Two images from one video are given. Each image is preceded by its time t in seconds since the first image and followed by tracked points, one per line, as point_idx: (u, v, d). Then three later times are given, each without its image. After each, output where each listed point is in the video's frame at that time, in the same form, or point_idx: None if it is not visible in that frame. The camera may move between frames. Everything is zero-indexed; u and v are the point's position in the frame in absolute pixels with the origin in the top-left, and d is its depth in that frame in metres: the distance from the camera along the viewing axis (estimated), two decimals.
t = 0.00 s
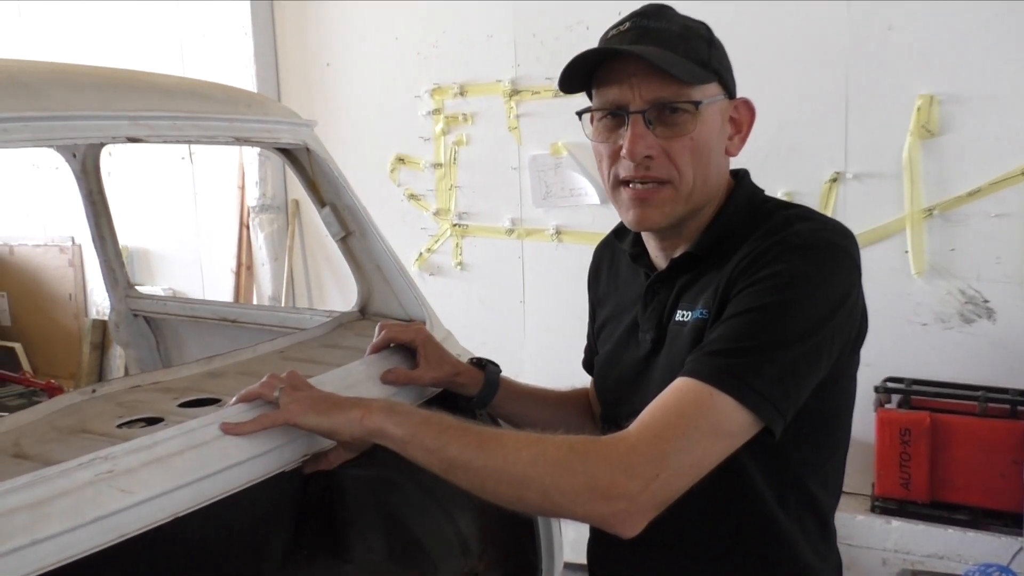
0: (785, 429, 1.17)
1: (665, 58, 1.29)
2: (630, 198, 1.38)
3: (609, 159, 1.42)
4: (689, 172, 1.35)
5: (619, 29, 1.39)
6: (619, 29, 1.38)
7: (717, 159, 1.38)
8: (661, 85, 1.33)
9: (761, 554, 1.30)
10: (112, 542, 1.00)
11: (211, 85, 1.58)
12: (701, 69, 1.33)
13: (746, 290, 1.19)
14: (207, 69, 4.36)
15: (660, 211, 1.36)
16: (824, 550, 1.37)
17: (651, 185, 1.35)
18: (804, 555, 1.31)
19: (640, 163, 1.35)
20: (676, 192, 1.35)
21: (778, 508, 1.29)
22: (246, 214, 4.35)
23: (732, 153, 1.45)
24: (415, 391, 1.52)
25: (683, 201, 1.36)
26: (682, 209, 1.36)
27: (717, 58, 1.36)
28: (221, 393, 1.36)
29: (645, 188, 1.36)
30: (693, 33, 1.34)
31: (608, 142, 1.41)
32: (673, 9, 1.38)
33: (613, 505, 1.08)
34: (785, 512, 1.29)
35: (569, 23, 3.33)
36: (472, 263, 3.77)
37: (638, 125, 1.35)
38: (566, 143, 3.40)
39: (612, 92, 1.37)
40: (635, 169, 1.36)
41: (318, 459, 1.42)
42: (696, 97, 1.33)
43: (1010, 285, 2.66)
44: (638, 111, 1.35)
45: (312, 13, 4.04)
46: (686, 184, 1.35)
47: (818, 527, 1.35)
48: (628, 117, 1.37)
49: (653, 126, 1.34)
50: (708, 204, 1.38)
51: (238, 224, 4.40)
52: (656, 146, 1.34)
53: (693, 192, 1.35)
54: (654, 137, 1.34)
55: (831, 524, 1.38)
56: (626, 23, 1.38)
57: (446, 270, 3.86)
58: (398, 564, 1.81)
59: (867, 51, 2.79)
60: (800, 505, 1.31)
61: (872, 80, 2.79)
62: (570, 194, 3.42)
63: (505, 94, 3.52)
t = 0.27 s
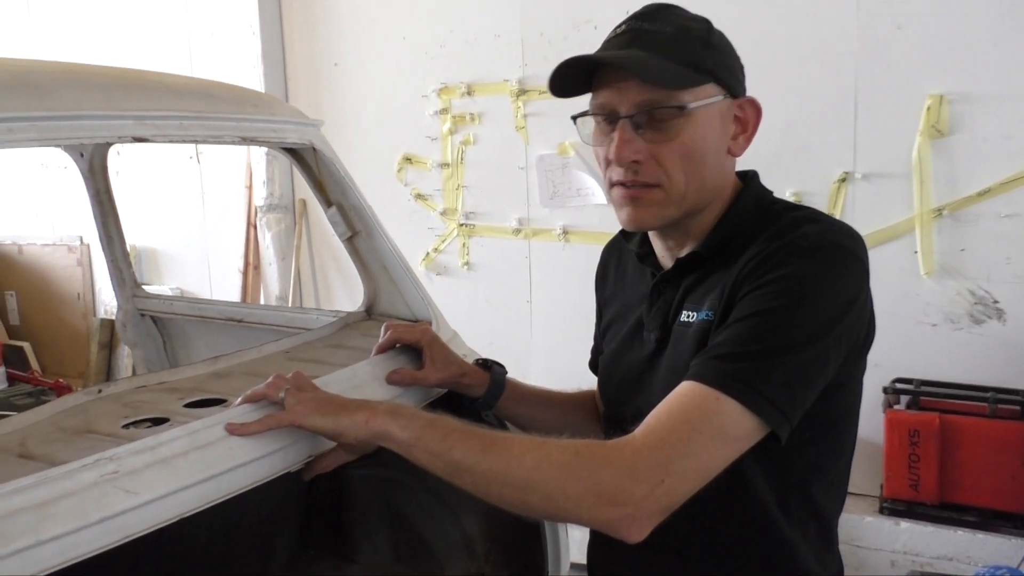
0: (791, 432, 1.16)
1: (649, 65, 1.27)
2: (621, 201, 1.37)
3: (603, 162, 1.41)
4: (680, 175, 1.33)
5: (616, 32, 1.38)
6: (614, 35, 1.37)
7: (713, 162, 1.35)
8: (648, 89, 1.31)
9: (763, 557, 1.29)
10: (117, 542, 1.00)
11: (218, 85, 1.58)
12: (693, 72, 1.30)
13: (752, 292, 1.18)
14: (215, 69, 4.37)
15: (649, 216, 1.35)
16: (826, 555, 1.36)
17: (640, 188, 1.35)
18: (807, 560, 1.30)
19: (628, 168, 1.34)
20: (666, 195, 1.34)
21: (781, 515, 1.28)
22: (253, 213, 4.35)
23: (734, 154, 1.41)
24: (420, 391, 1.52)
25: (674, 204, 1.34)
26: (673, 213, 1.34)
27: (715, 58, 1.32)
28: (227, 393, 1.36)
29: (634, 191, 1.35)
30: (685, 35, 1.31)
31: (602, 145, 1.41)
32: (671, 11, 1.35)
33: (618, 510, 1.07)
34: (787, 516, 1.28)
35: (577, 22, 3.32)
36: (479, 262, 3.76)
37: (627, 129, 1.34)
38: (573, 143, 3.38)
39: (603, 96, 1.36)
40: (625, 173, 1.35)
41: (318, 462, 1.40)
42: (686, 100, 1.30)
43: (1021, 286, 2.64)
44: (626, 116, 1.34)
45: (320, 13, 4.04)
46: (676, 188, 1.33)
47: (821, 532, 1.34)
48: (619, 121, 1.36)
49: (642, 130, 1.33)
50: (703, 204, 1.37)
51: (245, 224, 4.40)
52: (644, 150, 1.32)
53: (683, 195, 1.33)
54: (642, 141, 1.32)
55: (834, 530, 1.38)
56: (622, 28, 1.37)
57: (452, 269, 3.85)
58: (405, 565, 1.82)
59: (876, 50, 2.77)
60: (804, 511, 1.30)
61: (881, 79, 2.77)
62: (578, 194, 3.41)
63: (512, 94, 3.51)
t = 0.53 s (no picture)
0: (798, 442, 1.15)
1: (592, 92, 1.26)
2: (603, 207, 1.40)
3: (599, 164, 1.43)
4: (638, 194, 1.30)
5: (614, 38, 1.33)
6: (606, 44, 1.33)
7: (680, 180, 1.29)
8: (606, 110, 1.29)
9: (763, 563, 1.29)
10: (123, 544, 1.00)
11: (225, 84, 1.57)
12: (645, 95, 1.23)
13: (760, 300, 1.16)
14: (223, 68, 4.37)
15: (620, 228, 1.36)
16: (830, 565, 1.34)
17: (611, 198, 1.36)
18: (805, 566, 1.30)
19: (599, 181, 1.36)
20: (628, 210, 1.33)
21: (783, 526, 1.27)
22: (260, 213, 4.35)
23: (719, 170, 1.29)
24: (429, 386, 1.53)
25: (637, 219, 1.33)
26: (639, 229, 1.34)
27: (679, 78, 1.22)
28: (234, 393, 1.35)
29: (608, 201, 1.37)
30: (647, 56, 1.23)
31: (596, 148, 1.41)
32: (656, 21, 1.26)
33: (625, 524, 1.06)
34: (786, 524, 1.27)
35: (584, 21, 3.31)
36: (485, 262, 3.76)
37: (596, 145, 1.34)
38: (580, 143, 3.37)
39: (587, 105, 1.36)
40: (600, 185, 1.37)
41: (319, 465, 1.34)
42: (637, 124, 1.25)
43: None
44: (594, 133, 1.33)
45: (327, 13, 4.04)
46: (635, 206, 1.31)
47: (826, 541, 1.32)
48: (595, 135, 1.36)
49: (606, 148, 1.32)
50: (674, 217, 1.33)
51: (252, 223, 4.40)
52: (607, 164, 1.33)
53: (641, 214, 1.31)
54: (606, 158, 1.32)
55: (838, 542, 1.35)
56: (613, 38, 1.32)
57: (459, 269, 3.85)
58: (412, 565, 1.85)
59: (885, 49, 2.75)
60: (810, 522, 1.29)
61: (890, 78, 2.76)
62: (584, 193, 3.40)
63: (519, 93, 3.50)
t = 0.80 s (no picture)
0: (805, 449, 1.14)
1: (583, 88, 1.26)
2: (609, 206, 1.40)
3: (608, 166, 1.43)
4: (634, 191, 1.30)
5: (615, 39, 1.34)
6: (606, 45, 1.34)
7: (675, 176, 1.27)
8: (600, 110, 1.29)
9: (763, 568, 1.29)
10: (129, 542, 1.00)
11: (231, 81, 1.57)
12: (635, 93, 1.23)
13: (767, 308, 1.15)
14: (228, 67, 4.37)
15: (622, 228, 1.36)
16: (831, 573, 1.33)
17: (614, 196, 1.36)
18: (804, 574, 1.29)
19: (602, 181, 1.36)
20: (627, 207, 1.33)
21: (784, 529, 1.26)
22: (264, 211, 4.34)
23: (714, 164, 1.27)
24: (435, 381, 1.53)
25: (635, 216, 1.32)
26: (639, 228, 1.33)
27: (669, 73, 1.21)
28: (239, 392, 1.35)
29: (611, 199, 1.37)
30: (636, 52, 1.23)
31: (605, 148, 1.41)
32: (650, 20, 1.26)
33: (632, 536, 1.06)
34: (788, 529, 1.26)
35: (589, 20, 3.30)
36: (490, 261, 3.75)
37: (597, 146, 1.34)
38: (585, 141, 3.36)
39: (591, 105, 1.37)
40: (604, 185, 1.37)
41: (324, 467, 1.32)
42: (629, 120, 1.25)
43: None
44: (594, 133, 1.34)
45: (332, 11, 4.04)
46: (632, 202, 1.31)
47: (829, 548, 1.30)
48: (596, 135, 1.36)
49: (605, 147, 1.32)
50: (673, 215, 1.31)
51: (257, 221, 4.40)
52: (606, 162, 1.33)
53: (639, 210, 1.30)
54: (606, 157, 1.33)
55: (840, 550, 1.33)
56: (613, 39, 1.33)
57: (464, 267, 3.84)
58: (419, 564, 1.84)
59: (892, 47, 2.73)
60: (815, 527, 1.27)
61: (897, 76, 2.74)
62: (589, 192, 3.39)
63: (524, 92, 3.49)
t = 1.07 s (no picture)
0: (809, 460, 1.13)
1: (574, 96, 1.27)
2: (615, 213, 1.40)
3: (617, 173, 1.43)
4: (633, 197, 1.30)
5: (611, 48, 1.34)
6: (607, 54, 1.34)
7: (669, 181, 1.26)
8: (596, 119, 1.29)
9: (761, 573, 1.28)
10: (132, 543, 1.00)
11: (234, 80, 1.57)
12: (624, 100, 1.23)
13: (772, 318, 1.14)
14: (231, 66, 4.37)
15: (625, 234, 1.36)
16: None
17: (617, 202, 1.36)
18: None
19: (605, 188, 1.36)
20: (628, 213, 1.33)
21: (782, 534, 1.25)
22: (267, 210, 4.34)
23: (708, 168, 1.25)
24: (438, 381, 1.53)
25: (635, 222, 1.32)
26: (639, 234, 1.33)
27: (657, 79, 1.20)
28: (242, 392, 1.34)
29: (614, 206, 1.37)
30: (626, 60, 1.23)
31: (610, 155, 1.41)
32: (644, 27, 1.27)
33: (633, 547, 1.05)
34: (788, 535, 1.25)
35: (593, 19, 3.29)
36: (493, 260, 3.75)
37: (598, 154, 1.35)
38: (588, 140, 3.35)
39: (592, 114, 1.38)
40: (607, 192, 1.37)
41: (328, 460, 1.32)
42: (620, 127, 1.25)
43: None
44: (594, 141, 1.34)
45: (335, 10, 4.03)
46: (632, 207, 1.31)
47: (829, 556, 1.29)
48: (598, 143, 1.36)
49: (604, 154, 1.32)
50: (674, 220, 1.30)
51: (260, 221, 4.39)
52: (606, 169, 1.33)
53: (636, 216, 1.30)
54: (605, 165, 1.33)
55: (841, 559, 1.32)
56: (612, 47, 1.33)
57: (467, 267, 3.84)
58: (421, 565, 1.86)
59: (897, 46, 2.72)
60: (816, 537, 1.26)
61: (902, 75, 2.73)
62: (593, 191, 3.39)
63: (527, 91, 3.49)
